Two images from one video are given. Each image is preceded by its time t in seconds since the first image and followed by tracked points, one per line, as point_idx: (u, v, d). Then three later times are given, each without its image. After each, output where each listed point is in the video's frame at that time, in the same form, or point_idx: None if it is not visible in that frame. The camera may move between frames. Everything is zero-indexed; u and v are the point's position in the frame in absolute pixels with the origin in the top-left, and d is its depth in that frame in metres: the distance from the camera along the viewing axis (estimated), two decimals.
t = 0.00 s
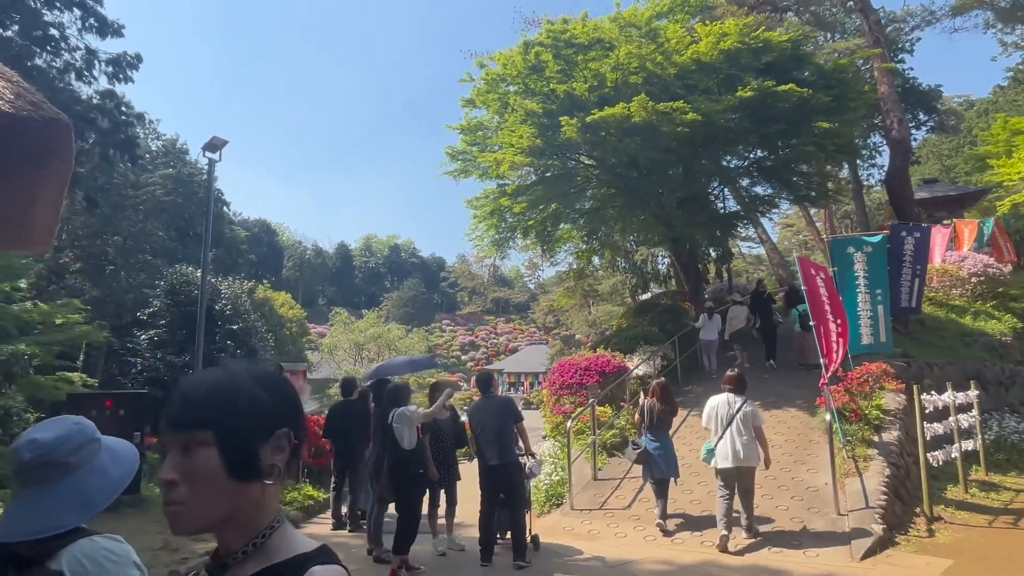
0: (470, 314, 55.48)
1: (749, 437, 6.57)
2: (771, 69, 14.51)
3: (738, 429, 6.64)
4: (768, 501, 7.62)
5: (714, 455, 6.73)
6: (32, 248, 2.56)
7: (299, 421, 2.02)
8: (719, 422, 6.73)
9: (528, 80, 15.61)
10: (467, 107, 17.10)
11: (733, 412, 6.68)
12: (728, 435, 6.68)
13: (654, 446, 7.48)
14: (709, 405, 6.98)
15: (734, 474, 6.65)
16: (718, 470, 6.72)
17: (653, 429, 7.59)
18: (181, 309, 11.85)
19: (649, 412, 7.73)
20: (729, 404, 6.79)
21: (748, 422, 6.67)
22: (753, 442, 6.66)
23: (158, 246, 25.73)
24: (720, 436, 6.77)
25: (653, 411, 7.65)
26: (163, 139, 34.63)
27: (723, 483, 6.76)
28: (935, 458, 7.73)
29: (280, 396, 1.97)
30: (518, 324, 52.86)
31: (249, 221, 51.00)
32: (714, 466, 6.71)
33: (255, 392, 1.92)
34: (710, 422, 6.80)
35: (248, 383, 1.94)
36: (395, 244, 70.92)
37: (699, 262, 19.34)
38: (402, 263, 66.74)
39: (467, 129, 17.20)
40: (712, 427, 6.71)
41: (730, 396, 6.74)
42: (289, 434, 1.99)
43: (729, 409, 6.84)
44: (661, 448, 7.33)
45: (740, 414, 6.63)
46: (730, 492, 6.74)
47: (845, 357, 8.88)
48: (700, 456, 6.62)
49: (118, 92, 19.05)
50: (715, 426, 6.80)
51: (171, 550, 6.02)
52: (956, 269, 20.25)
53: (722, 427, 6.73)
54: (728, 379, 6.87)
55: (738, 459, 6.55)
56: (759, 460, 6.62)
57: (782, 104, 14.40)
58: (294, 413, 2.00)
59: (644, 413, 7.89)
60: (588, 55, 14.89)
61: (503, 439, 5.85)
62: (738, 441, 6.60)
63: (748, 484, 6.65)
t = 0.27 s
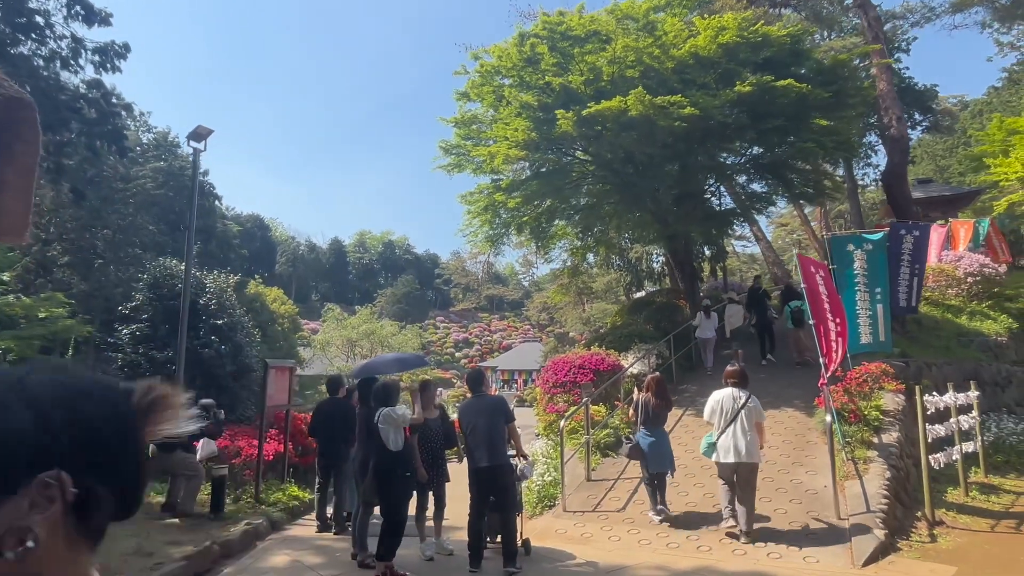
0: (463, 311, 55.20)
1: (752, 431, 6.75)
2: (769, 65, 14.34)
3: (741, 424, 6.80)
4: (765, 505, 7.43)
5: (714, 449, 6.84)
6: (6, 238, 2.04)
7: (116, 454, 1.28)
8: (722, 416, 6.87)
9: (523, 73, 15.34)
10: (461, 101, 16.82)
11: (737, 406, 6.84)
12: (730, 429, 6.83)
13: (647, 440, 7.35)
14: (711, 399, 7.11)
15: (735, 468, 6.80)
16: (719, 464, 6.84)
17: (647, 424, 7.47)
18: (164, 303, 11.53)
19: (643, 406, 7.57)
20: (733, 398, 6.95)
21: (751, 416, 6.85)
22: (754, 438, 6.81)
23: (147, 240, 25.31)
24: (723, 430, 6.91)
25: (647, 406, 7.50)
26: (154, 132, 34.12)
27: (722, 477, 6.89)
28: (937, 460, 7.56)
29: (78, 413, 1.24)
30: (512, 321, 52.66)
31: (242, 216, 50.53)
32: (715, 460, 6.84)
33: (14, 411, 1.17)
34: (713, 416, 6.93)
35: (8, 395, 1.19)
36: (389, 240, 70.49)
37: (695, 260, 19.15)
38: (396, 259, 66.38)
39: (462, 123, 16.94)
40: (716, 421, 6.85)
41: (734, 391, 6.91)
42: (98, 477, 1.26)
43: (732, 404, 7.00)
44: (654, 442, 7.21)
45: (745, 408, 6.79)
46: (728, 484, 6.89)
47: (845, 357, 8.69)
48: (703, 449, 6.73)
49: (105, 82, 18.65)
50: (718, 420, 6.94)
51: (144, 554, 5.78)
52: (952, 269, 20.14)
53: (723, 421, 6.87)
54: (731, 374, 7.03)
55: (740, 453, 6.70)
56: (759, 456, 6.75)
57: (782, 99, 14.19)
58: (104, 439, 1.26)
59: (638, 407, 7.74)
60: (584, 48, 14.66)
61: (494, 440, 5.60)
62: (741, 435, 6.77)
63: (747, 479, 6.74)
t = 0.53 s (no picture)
0: (457, 308, 54.91)
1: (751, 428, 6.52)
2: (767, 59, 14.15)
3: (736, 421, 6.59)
4: (763, 505, 7.21)
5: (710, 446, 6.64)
6: None
7: None
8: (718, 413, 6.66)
9: (518, 64, 15.08)
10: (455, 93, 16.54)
11: (734, 403, 6.63)
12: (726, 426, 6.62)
13: (643, 435, 7.22)
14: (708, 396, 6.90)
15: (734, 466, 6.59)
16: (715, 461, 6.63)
17: (644, 419, 7.29)
18: (146, 296, 11.21)
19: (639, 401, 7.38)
20: (730, 394, 6.74)
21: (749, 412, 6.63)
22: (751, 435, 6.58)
23: (136, 234, 24.90)
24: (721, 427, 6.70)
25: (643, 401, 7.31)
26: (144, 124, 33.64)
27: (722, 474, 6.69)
28: (939, 460, 7.37)
29: None
30: (506, 319, 52.44)
31: (234, 211, 50.03)
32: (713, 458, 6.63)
33: None
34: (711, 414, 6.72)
35: None
36: (382, 237, 70.10)
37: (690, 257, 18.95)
38: (389, 256, 66.00)
39: (455, 115, 16.65)
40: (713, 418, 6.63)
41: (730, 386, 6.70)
42: None
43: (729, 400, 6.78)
44: (649, 438, 7.08)
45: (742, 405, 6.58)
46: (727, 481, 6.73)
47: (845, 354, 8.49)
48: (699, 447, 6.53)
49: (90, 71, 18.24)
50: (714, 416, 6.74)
51: (115, 557, 5.49)
52: (947, 267, 20.03)
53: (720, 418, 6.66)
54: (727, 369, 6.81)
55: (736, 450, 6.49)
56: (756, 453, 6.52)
57: (780, 93, 13.98)
58: None
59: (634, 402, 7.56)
60: (580, 39, 14.41)
61: (485, 439, 5.36)
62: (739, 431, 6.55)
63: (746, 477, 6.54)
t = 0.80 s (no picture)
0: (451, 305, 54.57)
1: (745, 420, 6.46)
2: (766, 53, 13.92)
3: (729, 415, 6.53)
4: (764, 509, 6.99)
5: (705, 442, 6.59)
6: None
7: None
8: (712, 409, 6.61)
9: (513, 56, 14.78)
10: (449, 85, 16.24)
11: (727, 396, 6.58)
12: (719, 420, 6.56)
13: (645, 435, 7.03)
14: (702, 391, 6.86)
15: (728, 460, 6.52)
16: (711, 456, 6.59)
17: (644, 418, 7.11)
18: (128, 291, 10.88)
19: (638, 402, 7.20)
20: (722, 389, 6.68)
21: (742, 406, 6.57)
22: (745, 428, 6.52)
23: (125, 228, 24.46)
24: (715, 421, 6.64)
25: (643, 400, 7.13)
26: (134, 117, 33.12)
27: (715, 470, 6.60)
28: (945, 463, 7.16)
29: None
30: (500, 316, 52.18)
31: (227, 206, 49.50)
32: (707, 452, 6.57)
33: None
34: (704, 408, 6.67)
35: None
36: (376, 233, 69.64)
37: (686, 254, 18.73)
38: (384, 253, 65.58)
39: (449, 109, 16.35)
40: (706, 412, 6.59)
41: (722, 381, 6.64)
42: None
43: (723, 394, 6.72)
44: (651, 440, 6.87)
45: (735, 398, 6.53)
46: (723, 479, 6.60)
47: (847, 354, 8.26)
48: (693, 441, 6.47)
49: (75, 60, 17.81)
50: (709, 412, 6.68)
51: (85, 565, 5.20)
52: (945, 266, 19.88)
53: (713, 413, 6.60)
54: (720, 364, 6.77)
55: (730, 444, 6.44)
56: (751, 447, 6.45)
57: (780, 88, 13.74)
58: None
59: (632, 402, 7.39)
60: (577, 31, 14.14)
61: (478, 441, 5.10)
62: (732, 424, 6.50)
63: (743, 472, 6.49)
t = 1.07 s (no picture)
0: (448, 302, 54.25)
1: (749, 415, 6.33)
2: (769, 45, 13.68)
3: (733, 410, 6.39)
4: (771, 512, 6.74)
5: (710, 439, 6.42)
6: None
7: None
8: (716, 405, 6.47)
9: (511, 48, 14.50)
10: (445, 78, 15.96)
11: (730, 392, 6.45)
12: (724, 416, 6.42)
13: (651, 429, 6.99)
14: (704, 387, 6.73)
15: (734, 457, 6.37)
16: (717, 454, 6.41)
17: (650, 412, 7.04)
18: (115, 285, 10.60)
19: (647, 394, 7.19)
20: (725, 384, 6.56)
21: (746, 400, 6.43)
22: (749, 423, 6.39)
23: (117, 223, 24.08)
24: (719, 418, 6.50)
25: (652, 393, 7.11)
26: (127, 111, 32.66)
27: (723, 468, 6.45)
28: (958, 463, 6.94)
29: None
30: (496, 314, 51.93)
31: (222, 202, 49.10)
32: (712, 450, 6.40)
33: None
34: (707, 405, 6.54)
35: None
36: (373, 231, 69.27)
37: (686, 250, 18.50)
38: (380, 250, 65.22)
39: (446, 101, 16.07)
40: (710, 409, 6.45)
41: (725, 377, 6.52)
42: None
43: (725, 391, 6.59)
44: (656, 430, 6.74)
45: (738, 393, 6.39)
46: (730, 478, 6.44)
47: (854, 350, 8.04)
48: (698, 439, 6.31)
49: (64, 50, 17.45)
50: (712, 408, 6.54)
51: (62, 571, 4.94)
52: (946, 263, 19.67)
53: (717, 409, 6.46)
54: (722, 358, 6.66)
55: (736, 440, 6.30)
56: (756, 442, 6.32)
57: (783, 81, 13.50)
58: None
59: (642, 395, 7.37)
60: (576, 22, 13.87)
61: (477, 441, 4.84)
62: (737, 420, 6.36)
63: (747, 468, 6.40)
